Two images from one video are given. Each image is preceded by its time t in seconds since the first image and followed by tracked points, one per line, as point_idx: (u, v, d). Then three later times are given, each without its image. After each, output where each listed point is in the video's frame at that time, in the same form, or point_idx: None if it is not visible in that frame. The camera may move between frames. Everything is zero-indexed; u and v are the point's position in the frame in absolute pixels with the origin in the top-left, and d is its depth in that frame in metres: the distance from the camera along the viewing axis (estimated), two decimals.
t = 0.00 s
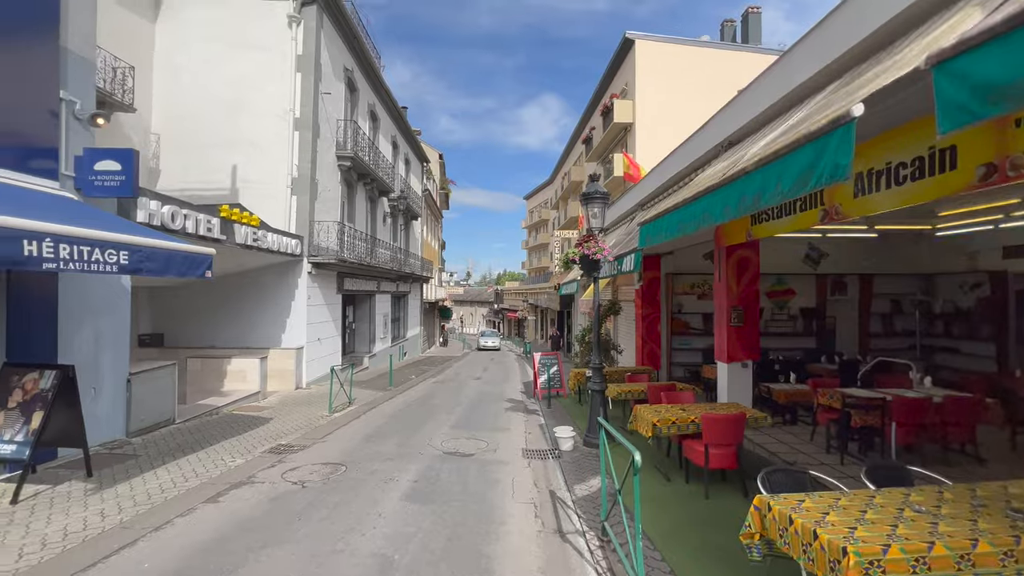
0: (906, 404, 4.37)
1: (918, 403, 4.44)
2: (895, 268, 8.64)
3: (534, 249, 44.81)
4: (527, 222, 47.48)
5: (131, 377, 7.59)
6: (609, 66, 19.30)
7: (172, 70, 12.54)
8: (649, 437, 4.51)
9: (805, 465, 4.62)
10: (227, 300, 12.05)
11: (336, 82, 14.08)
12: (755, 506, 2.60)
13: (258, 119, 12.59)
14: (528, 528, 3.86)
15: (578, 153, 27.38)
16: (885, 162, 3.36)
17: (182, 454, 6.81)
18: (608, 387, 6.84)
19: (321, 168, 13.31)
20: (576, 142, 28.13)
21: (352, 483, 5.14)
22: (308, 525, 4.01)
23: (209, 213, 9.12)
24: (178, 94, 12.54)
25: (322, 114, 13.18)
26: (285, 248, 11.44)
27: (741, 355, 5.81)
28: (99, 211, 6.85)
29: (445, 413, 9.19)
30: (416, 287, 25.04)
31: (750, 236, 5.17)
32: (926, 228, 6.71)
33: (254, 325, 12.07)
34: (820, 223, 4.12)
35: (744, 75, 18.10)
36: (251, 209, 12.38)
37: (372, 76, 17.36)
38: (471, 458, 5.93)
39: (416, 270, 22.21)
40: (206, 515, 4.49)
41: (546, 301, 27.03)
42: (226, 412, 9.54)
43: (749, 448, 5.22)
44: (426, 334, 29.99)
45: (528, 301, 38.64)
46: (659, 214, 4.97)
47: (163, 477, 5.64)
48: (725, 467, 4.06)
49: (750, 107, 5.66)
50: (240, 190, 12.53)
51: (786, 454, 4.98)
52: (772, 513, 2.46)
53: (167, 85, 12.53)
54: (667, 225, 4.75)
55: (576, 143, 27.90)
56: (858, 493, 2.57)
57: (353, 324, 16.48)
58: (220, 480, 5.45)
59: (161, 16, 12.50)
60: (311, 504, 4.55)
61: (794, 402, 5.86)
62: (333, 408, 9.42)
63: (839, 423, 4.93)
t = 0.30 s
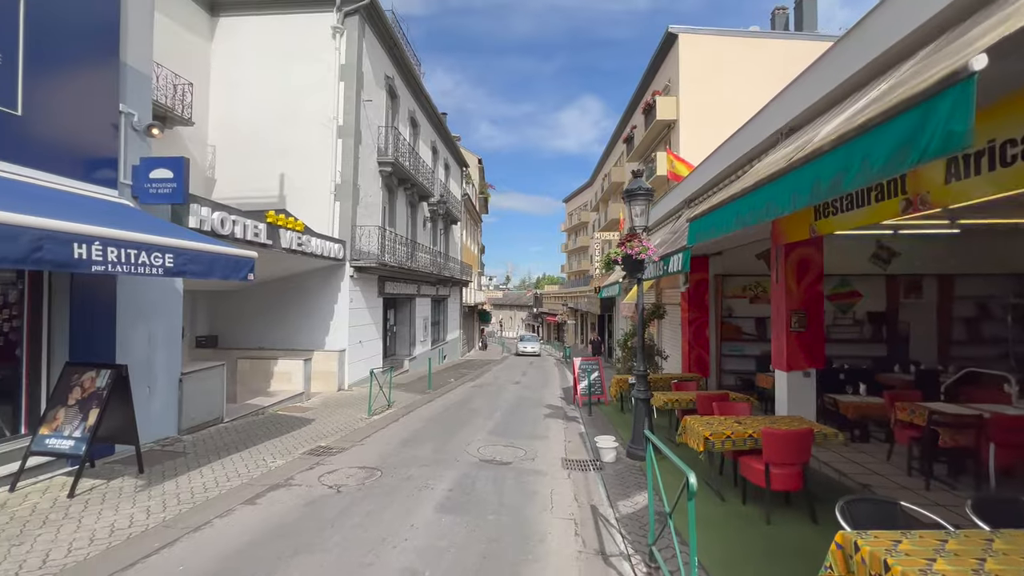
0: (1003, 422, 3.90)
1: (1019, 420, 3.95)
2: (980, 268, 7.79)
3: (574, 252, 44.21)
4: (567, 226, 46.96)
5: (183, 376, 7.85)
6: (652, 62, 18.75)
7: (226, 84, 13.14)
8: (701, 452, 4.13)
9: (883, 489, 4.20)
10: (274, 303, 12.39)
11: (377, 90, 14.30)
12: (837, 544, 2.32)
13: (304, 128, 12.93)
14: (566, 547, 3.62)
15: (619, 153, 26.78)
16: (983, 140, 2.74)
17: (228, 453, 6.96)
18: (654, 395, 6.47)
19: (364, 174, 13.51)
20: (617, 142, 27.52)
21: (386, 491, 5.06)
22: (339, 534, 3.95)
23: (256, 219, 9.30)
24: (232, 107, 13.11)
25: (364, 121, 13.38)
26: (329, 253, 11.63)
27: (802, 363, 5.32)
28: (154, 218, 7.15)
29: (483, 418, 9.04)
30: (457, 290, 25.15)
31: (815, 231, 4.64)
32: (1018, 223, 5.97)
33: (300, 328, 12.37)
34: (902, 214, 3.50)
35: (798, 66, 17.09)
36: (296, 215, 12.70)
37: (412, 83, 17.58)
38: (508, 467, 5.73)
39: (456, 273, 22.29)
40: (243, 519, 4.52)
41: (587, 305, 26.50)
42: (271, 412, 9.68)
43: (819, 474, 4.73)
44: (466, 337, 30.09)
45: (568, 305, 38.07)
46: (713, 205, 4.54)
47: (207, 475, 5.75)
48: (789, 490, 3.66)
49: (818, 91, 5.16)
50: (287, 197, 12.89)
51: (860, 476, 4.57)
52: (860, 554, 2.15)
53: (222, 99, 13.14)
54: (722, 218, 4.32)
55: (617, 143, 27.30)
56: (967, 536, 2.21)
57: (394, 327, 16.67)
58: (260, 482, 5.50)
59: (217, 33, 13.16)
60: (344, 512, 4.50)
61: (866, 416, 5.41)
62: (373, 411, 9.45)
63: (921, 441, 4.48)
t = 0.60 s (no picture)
0: None
1: None
2: None
3: (616, 258, 43.32)
4: (609, 231, 46.13)
5: (231, 380, 8.05)
6: (697, 61, 18.10)
7: (278, 101, 13.66)
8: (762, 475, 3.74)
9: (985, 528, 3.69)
10: (318, 310, 12.66)
11: (418, 100, 14.46)
12: None
13: (349, 139, 13.23)
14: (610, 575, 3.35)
15: (663, 155, 26.00)
16: None
17: (271, 457, 7.02)
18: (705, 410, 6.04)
19: (405, 183, 13.66)
20: (661, 144, 26.74)
21: (421, 504, 4.94)
22: (371, 549, 3.86)
23: (302, 228, 9.50)
24: (284, 122, 13.61)
25: (406, 131, 13.54)
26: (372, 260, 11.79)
27: (876, 377, 4.80)
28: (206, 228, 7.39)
29: (522, 428, 8.81)
30: (497, 297, 25.10)
31: (893, 227, 4.11)
32: None
33: (344, 334, 12.58)
34: (1008, 206, 2.91)
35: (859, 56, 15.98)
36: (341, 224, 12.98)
37: (453, 92, 17.72)
38: (548, 482, 5.49)
39: (496, 280, 22.24)
40: (280, 526, 4.52)
41: (630, 312, 25.75)
42: (314, 417, 9.74)
43: (901, 507, 4.20)
44: (506, 345, 29.97)
45: (610, 312, 37.20)
46: (778, 198, 4.04)
47: (250, 479, 5.83)
48: (866, 522, 3.27)
49: (894, 76, 4.64)
50: (333, 207, 13.20)
51: (954, 509, 4.07)
52: None
53: (275, 115, 13.67)
54: (790, 213, 3.83)
55: (661, 145, 26.54)
56: None
57: (435, 333, 16.75)
58: (298, 488, 5.51)
59: (270, 54, 13.72)
60: (378, 525, 4.42)
61: (955, 439, 4.87)
62: (412, 418, 9.41)
63: None
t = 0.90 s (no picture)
0: None
1: None
2: None
3: (659, 261, 42.11)
4: (651, 233, 44.92)
5: (276, 382, 8.14)
6: (746, 52, 17.26)
7: (324, 111, 13.98)
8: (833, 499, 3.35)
9: None
10: (360, 314, 12.84)
11: (457, 104, 14.44)
12: None
13: (391, 145, 13.35)
14: None
15: (709, 153, 24.98)
16: None
17: (312, 458, 6.96)
18: (762, 421, 5.58)
19: (444, 187, 13.67)
20: (707, 141, 25.72)
21: (456, 513, 4.81)
22: (403, 559, 3.75)
23: (344, 232, 9.59)
24: (329, 130, 13.90)
25: (445, 135, 13.56)
26: (411, 264, 11.83)
27: (966, 392, 4.29)
28: (252, 232, 7.51)
29: (562, 436, 8.53)
30: (536, 301, 24.85)
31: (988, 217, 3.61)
32: None
33: (386, 336, 12.68)
34: None
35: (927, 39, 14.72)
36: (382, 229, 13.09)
37: (491, 96, 17.67)
38: (589, 495, 5.23)
39: (535, 283, 22.01)
40: (315, 530, 4.51)
41: (674, 316, 24.83)
42: (355, 419, 9.73)
43: (1001, 542, 3.67)
44: (546, 349, 29.72)
45: (654, 316, 36.09)
46: (850, 187, 3.56)
47: (289, 479, 5.86)
48: (965, 559, 2.83)
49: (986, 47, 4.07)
50: (375, 212, 13.36)
51: None
52: None
53: (321, 125, 13.97)
54: (866, 204, 3.36)
55: (707, 143, 25.53)
56: None
57: (474, 337, 16.72)
58: (335, 491, 5.48)
59: (317, 65, 14.06)
60: (412, 533, 4.32)
61: None
62: (449, 422, 9.30)
63: None
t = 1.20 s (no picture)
0: None
1: None
2: None
3: (699, 265, 40.74)
4: (690, 236, 43.57)
5: (310, 385, 8.12)
6: (791, 45, 16.46)
7: (360, 121, 14.08)
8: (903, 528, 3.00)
9: None
10: (394, 320, 12.89)
11: (489, 110, 14.33)
12: None
13: (424, 153, 13.32)
14: None
15: (752, 151, 23.95)
16: None
17: (344, 463, 6.91)
18: (817, 437, 5.16)
19: (477, 192, 13.58)
20: (749, 140, 24.71)
21: (483, 526, 4.64)
22: None
23: (377, 238, 9.62)
24: (364, 140, 13.97)
25: (477, 141, 13.49)
26: (443, 269, 11.78)
27: None
28: (287, 239, 7.51)
29: (597, 447, 8.20)
30: (571, 306, 24.46)
31: None
32: None
33: (419, 342, 12.68)
34: None
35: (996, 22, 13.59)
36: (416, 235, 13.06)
37: (524, 100, 17.55)
38: (624, 514, 4.93)
39: (570, 289, 21.64)
40: (341, 538, 4.44)
41: (716, 322, 23.83)
42: (388, 423, 9.68)
43: None
44: (581, 355, 29.22)
45: (693, 321, 34.84)
46: (927, 174, 3.09)
47: (319, 485, 5.83)
48: None
49: None
50: (409, 219, 13.30)
51: None
52: None
53: (357, 136, 14.06)
54: (946, 194, 2.91)
55: (750, 141, 24.52)
56: None
57: (508, 342, 16.57)
58: (363, 498, 5.42)
59: (354, 77, 14.19)
60: (437, 546, 4.18)
61: None
62: (481, 429, 9.13)
63: None
